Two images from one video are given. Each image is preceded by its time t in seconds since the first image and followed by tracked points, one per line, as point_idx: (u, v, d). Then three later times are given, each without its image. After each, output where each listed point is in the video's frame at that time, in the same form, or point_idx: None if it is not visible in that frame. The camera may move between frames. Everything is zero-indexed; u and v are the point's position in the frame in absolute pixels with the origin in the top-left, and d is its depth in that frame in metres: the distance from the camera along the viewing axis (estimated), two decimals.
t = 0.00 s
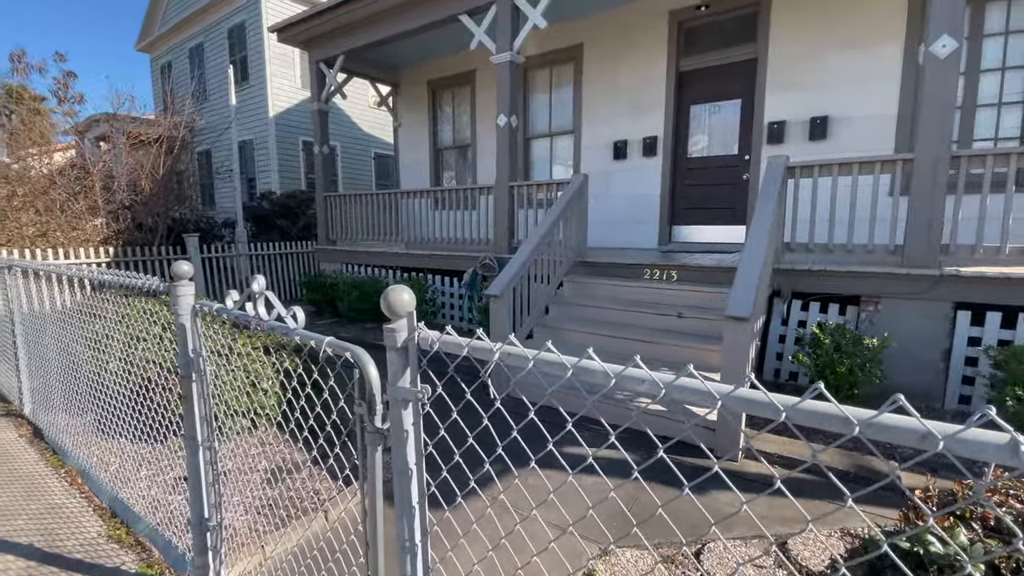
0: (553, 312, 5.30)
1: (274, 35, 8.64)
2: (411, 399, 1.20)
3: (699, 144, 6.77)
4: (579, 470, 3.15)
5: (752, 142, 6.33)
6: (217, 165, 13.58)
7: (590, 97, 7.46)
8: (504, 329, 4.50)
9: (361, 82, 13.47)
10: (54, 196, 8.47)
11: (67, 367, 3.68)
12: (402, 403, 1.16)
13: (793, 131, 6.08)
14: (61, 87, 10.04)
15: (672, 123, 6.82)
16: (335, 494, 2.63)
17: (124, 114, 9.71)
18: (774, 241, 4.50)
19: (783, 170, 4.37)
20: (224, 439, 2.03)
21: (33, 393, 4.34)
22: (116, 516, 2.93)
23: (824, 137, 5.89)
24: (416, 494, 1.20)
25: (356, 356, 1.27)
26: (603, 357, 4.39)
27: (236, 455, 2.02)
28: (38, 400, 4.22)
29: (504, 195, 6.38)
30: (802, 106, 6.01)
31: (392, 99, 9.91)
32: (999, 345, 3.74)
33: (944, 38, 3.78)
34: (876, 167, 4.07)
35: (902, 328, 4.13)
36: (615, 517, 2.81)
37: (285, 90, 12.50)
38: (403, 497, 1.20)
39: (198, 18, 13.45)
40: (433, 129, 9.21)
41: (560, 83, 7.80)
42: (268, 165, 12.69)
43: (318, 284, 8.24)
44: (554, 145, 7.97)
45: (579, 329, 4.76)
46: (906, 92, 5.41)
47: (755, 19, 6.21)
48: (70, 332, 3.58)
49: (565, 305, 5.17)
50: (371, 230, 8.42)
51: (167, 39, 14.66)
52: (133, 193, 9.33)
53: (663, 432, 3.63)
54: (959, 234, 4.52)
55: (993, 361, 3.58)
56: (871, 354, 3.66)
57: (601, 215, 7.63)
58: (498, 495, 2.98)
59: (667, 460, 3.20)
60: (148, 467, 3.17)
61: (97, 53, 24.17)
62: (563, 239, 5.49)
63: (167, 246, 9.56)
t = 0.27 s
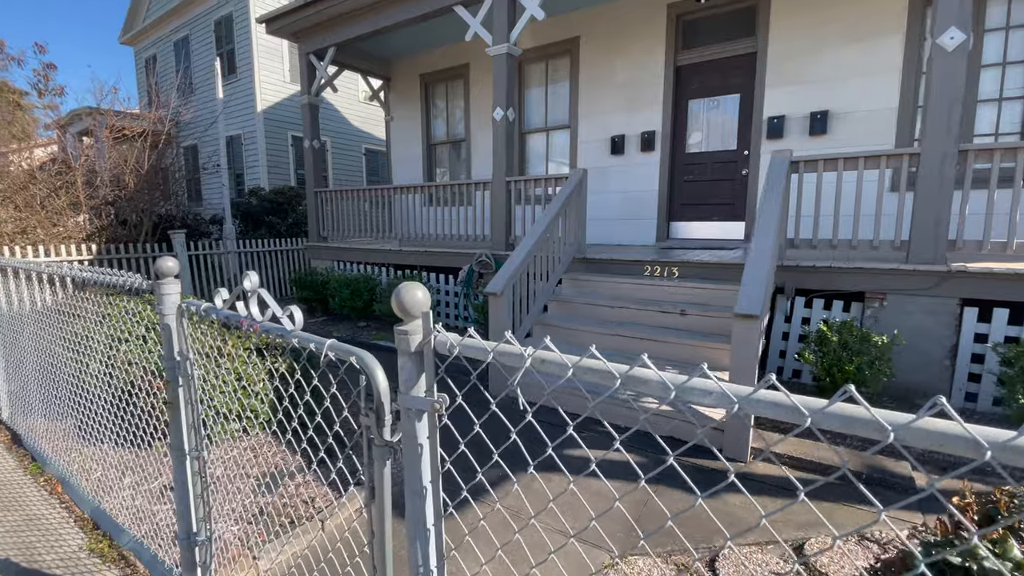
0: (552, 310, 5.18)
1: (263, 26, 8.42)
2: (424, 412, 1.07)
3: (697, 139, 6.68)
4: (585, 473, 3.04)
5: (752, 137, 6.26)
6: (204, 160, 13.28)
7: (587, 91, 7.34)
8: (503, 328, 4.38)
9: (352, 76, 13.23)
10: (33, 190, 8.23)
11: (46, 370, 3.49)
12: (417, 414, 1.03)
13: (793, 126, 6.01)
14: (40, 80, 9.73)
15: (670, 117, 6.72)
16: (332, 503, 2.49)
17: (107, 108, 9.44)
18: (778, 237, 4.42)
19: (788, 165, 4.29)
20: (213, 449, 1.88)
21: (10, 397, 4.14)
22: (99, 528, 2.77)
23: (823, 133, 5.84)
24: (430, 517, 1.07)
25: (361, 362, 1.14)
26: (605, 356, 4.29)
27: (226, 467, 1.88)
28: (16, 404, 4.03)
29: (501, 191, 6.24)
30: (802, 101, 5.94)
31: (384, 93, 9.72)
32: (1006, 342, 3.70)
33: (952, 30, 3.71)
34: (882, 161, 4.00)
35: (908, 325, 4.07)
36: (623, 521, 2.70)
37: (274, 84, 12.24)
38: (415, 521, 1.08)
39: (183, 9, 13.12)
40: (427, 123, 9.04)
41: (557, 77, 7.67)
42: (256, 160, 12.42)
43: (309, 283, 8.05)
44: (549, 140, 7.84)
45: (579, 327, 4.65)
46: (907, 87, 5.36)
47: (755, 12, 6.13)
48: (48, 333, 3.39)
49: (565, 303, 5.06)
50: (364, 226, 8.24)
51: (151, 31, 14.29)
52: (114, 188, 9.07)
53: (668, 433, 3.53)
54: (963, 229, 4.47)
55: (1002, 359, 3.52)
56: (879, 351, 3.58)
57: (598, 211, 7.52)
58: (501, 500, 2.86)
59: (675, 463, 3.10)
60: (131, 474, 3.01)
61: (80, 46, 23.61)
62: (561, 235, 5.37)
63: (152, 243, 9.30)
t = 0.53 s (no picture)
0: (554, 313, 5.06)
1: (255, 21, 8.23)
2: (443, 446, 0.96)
3: (699, 139, 6.59)
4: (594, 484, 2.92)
5: (754, 136, 6.17)
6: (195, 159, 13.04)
7: (586, 89, 7.22)
8: (504, 332, 4.25)
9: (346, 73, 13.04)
10: (17, 189, 7.99)
11: (27, 378, 3.33)
12: (434, 448, 0.91)
13: (797, 126, 5.92)
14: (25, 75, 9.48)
15: (672, 116, 6.62)
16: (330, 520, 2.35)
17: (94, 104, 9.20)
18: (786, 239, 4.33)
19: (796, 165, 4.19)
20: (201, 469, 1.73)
21: None
22: (82, 546, 2.62)
23: (827, 133, 5.76)
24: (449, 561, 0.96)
25: (370, 387, 1.01)
26: (610, 361, 4.17)
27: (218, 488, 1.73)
28: None
29: (500, 190, 6.11)
30: (806, 100, 5.86)
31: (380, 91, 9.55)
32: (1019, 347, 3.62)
33: (965, 27, 3.63)
34: (893, 162, 3.91)
35: (918, 329, 3.99)
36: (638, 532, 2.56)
37: (266, 80, 12.02)
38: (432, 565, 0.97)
39: (174, 4, 12.86)
40: (423, 122, 8.89)
41: (556, 75, 7.55)
42: (248, 158, 12.20)
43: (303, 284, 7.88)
44: (548, 139, 7.72)
45: (582, 331, 4.54)
46: (912, 87, 5.29)
47: (758, 10, 6.04)
48: (28, 339, 3.23)
49: (566, 305, 4.94)
50: (359, 226, 8.08)
51: (141, 26, 14.01)
52: (102, 186, 8.85)
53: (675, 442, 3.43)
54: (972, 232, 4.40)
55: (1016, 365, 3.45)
56: (891, 356, 3.50)
57: (598, 211, 7.41)
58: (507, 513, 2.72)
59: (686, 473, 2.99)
60: (116, 488, 2.86)
61: (66, 41, 23.12)
62: (563, 236, 5.24)
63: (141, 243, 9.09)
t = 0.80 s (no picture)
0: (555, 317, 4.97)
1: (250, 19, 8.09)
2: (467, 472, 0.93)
3: (700, 140, 6.53)
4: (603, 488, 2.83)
5: (757, 137, 6.11)
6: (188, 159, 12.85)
7: (586, 90, 7.15)
8: (505, 336, 4.15)
9: (342, 73, 12.91)
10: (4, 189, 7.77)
11: (10, 386, 3.18)
12: (458, 482, 0.90)
13: (800, 127, 5.87)
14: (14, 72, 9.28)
15: (673, 117, 6.56)
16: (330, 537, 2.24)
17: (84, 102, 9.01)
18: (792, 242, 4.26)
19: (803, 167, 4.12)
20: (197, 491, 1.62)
21: None
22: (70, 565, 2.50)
23: (831, 135, 5.71)
24: None
25: (379, 405, 0.93)
26: (614, 366, 4.08)
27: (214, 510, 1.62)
28: None
29: (500, 192, 6.01)
30: (808, 102, 5.81)
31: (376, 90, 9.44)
32: None
33: (975, 28, 3.58)
34: (901, 164, 3.85)
35: (927, 333, 3.93)
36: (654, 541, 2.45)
37: (261, 80, 11.87)
38: None
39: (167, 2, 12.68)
40: (420, 122, 8.78)
41: (555, 75, 7.47)
42: (242, 158, 12.04)
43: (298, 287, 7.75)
44: (548, 140, 7.64)
45: (586, 335, 4.45)
46: (916, 88, 5.25)
47: (760, 10, 5.99)
48: (12, 345, 3.09)
49: (569, 309, 4.85)
50: (355, 228, 7.95)
51: (133, 24, 13.81)
52: (91, 185, 8.68)
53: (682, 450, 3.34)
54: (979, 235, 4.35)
55: None
56: (903, 362, 3.45)
57: (598, 213, 7.33)
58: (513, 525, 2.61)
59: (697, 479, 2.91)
60: (105, 502, 2.74)
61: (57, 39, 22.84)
62: (564, 238, 5.15)
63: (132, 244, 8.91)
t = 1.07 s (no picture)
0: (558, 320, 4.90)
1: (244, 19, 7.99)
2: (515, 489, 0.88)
3: (700, 142, 6.51)
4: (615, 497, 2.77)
5: (757, 139, 6.10)
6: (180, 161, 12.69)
7: (585, 91, 7.11)
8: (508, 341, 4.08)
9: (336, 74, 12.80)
10: None
11: None
12: (508, 506, 0.85)
13: (800, 130, 5.86)
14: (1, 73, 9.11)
15: (673, 119, 6.53)
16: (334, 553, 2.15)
17: (73, 103, 8.84)
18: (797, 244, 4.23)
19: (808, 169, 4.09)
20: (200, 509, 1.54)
21: None
22: None
23: (831, 137, 5.71)
24: None
25: (415, 423, 0.85)
26: (620, 370, 4.02)
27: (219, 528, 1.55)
28: None
29: (500, 194, 5.95)
30: (808, 104, 5.81)
31: (372, 92, 9.35)
32: None
33: (979, 30, 3.57)
34: (907, 165, 3.83)
35: (934, 335, 3.91)
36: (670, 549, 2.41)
37: (254, 81, 11.73)
38: None
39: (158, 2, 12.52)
40: (417, 123, 8.69)
41: (554, 76, 7.43)
42: (235, 160, 11.89)
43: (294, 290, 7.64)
44: (546, 141, 7.59)
45: (590, 338, 4.38)
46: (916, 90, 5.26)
47: (759, 12, 5.98)
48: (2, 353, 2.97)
49: (571, 312, 4.78)
50: (351, 230, 7.86)
51: (123, 24, 13.62)
52: (80, 188, 8.51)
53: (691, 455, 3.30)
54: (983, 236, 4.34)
55: None
56: (913, 365, 3.41)
57: (598, 215, 7.29)
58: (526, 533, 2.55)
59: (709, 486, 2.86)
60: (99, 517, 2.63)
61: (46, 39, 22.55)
62: (566, 240, 5.08)
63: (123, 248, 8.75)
